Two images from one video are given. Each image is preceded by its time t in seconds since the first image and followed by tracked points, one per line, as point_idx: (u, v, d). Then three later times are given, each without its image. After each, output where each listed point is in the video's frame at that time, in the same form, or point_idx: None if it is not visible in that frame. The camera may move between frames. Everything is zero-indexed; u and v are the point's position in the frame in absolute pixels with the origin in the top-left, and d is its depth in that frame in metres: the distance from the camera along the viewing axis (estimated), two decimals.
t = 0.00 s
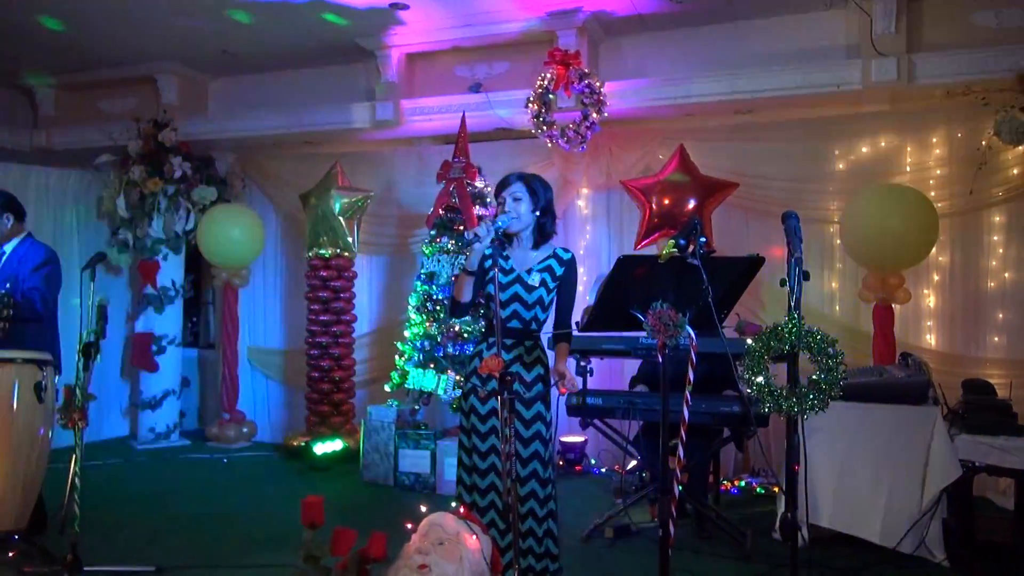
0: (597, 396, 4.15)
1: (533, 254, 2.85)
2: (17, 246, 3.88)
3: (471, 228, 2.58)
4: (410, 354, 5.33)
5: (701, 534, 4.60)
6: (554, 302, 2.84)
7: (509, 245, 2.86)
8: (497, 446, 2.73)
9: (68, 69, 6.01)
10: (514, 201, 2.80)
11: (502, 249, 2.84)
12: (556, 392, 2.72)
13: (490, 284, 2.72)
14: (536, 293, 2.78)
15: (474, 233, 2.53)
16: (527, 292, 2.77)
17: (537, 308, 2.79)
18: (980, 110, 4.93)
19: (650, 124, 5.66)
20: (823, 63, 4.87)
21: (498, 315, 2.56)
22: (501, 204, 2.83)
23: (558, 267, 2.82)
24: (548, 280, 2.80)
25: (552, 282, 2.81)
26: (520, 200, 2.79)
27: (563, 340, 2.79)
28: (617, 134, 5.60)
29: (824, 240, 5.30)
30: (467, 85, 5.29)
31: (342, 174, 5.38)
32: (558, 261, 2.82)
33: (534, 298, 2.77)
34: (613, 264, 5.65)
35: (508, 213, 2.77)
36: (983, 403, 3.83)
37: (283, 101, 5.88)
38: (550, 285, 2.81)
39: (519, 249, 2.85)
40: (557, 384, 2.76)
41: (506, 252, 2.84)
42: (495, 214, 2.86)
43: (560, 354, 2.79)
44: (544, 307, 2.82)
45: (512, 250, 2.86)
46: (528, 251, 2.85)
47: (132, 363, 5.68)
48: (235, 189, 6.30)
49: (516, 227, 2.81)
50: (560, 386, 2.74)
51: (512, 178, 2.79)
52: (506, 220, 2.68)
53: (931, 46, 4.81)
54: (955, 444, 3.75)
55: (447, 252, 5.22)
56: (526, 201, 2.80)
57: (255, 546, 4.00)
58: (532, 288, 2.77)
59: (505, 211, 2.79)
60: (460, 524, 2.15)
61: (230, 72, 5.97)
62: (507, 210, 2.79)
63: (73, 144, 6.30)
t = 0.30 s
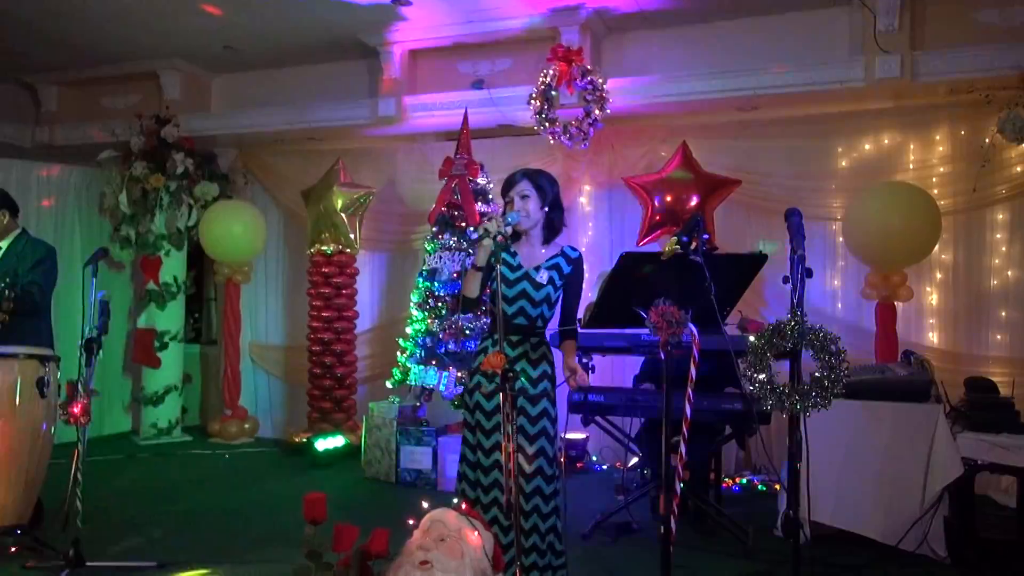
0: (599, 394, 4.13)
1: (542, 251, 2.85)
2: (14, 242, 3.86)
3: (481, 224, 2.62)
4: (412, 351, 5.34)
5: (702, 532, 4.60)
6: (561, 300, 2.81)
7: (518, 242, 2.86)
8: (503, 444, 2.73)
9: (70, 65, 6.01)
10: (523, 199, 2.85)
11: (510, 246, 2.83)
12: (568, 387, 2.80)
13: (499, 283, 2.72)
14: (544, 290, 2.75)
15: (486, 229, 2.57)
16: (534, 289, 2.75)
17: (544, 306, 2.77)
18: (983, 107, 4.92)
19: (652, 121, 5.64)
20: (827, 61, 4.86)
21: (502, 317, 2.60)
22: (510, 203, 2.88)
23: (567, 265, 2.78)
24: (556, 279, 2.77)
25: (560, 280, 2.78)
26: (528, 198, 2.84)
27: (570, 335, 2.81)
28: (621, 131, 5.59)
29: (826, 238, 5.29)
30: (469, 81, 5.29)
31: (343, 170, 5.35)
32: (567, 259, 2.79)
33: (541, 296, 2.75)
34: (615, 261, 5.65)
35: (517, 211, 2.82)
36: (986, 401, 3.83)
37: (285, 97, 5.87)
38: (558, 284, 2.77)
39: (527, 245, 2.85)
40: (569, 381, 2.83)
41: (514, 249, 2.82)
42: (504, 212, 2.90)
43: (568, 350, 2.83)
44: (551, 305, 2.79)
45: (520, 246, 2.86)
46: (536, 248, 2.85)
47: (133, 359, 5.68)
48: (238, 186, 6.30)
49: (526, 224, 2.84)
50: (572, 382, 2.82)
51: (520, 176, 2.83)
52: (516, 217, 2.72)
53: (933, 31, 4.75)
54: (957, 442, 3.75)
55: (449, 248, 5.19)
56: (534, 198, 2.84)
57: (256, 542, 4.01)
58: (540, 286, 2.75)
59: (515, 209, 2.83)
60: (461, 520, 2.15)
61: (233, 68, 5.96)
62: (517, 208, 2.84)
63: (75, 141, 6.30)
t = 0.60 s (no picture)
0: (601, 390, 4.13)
1: (549, 246, 2.87)
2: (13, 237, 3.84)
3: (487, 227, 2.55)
4: (412, 347, 5.34)
5: (703, 529, 4.61)
6: (569, 295, 2.84)
7: (525, 238, 2.88)
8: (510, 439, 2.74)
9: (71, 60, 6.00)
10: (529, 198, 2.79)
11: (517, 242, 2.87)
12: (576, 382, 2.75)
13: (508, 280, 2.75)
14: (553, 286, 2.78)
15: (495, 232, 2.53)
16: (543, 285, 2.77)
17: (553, 302, 2.80)
18: (986, 105, 4.92)
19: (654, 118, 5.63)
20: (829, 58, 4.85)
21: (501, 309, 2.54)
22: (515, 200, 2.83)
23: (575, 260, 2.81)
24: (565, 274, 2.79)
25: (568, 275, 2.81)
26: (535, 196, 2.79)
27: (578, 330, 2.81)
28: (622, 128, 5.58)
29: (827, 234, 5.29)
30: (471, 77, 5.27)
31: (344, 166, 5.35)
32: (574, 254, 2.82)
33: (550, 291, 2.78)
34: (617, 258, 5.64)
35: (524, 209, 2.78)
36: (986, 399, 3.84)
37: (286, 93, 5.85)
38: (566, 279, 2.80)
39: (534, 243, 2.87)
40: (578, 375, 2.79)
41: (522, 246, 2.85)
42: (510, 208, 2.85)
43: (576, 345, 2.81)
44: (559, 300, 2.82)
45: (526, 244, 2.89)
46: (543, 244, 2.87)
47: (135, 355, 5.66)
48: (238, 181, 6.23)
49: (533, 222, 2.82)
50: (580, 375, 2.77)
51: (526, 175, 2.76)
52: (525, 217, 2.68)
53: (935, 30, 4.75)
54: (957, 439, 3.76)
55: (449, 244, 5.23)
56: (541, 195, 2.80)
57: (258, 537, 4.02)
58: (548, 281, 2.77)
59: (522, 207, 2.79)
60: (463, 517, 2.14)
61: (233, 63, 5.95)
62: (523, 207, 2.79)
63: (76, 136, 6.29)
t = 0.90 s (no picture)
0: (599, 389, 4.19)
1: (557, 241, 2.87)
2: (14, 233, 3.85)
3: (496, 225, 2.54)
4: (413, 344, 5.35)
5: (703, 526, 4.62)
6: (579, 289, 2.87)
7: (532, 234, 2.89)
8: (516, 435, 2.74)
9: (71, 58, 5.99)
10: (537, 193, 2.80)
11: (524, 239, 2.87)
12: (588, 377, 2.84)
13: (517, 277, 2.77)
14: (563, 280, 2.80)
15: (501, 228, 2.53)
16: (552, 280, 2.79)
17: (563, 296, 2.81)
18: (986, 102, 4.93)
19: (654, 115, 5.62)
20: (830, 54, 4.85)
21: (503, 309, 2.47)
22: (522, 197, 2.83)
23: (583, 254, 2.85)
24: (573, 268, 2.82)
25: (577, 269, 2.84)
26: (542, 192, 2.78)
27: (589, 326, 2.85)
28: (623, 125, 5.56)
29: (828, 232, 5.28)
30: (472, 74, 5.26)
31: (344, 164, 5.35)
32: (581, 249, 2.85)
33: (560, 286, 2.79)
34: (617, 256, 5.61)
35: (531, 206, 2.77)
36: (986, 396, 3.84)
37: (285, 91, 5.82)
38: (575, 273, 2.83)
39: (542, 239, 2.87)
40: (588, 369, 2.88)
41: (529, 242, 2.86)
42: (517, 204, 2.86)
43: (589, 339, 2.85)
44: (569, 294, 2.84)
45: (534, 241, 2.89)
46: (550, 241, 2.87)
47: (135, 353, 5.62)
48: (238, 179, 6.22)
49: (540, 218, 2.83)
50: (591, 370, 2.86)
51: (533, 171, 2.76)
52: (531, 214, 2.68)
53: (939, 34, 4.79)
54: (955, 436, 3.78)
55: (450, 242, 5.22)
56: (548, 191, 2.80)
57: (259, 534, 4.03)
58: (558, 276, 2.79)
59: (529, 204, 2.79)
60: (464, 513, 2.15)
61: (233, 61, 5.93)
62: (530, 203, 2.79)
63: (76, 133, 6.28)
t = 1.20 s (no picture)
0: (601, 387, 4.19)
1: (561, 241, 2.91)
2: (13, 230, 3.84)
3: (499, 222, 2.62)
4: (412, 343, 5.36)
5: (703, 523, 4.63)
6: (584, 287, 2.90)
7: (537, 234, 2.94)
8: (518, 435, 2.72)
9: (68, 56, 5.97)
10: (541, 192, 2.85)
11: (529, 239, 2.92)
12: (598, 374, 2.81)
13: (524, 278, 2.80)
14: (569, 279, 2.84)
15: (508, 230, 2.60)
16: (559, 279, 2.81)
17: (570, 295, 2.85)
18: (984, 98, 4.94)
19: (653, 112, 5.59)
20: (828, 51, 4.86)
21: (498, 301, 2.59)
22: (527, 197, 2.89)
23: (588, 253, 2.89)
24: (579, 267, 2.86)
25: (583, 268, 2.88)
26: (547, 192, 2.85)
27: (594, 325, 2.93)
28: (622, 123, 5.54)
29: (826, 229, 5.28)
30: (470, 73, 5.25)
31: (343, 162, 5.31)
32: (586, 247, 2.89)
33: (566, 285, 2.83)
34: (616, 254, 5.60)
35: (536, 206, 2.84)
36: (984, 392, 3.88)
37: (282, 89, 5.79)
38: (581, 271, 2.87)
39: (546, 239, 2.92)
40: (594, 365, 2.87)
41: (534, 243, 2.91)
42: (522, 204, 2.91)
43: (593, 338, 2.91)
44: (576, 293, 2.88)
45: (538, 240, 2.94)
46: (555, 240, 2.91)
47: (135, 351, 5.62)
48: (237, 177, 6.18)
49: (544, 218, 2.89)
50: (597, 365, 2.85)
51: (537, 171, 2.82)
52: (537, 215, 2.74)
53: (936, 30, 4.76)
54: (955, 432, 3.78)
55: (449, 240, 5.22)
56: (553, 191, 2.86)
57: (259, 532, 4.04)
58: (564, 275, 2.82)
59: (534, 204, 2.86)
60: (463, 511, 2.16)
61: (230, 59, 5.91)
62: (534, 203, 2.86)
63: (74, 132, 6.26)
